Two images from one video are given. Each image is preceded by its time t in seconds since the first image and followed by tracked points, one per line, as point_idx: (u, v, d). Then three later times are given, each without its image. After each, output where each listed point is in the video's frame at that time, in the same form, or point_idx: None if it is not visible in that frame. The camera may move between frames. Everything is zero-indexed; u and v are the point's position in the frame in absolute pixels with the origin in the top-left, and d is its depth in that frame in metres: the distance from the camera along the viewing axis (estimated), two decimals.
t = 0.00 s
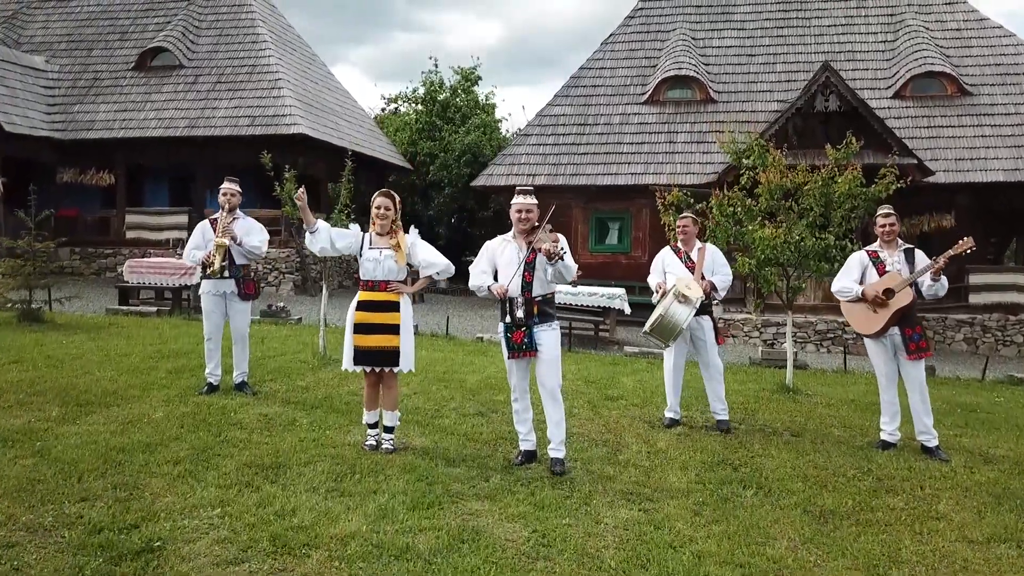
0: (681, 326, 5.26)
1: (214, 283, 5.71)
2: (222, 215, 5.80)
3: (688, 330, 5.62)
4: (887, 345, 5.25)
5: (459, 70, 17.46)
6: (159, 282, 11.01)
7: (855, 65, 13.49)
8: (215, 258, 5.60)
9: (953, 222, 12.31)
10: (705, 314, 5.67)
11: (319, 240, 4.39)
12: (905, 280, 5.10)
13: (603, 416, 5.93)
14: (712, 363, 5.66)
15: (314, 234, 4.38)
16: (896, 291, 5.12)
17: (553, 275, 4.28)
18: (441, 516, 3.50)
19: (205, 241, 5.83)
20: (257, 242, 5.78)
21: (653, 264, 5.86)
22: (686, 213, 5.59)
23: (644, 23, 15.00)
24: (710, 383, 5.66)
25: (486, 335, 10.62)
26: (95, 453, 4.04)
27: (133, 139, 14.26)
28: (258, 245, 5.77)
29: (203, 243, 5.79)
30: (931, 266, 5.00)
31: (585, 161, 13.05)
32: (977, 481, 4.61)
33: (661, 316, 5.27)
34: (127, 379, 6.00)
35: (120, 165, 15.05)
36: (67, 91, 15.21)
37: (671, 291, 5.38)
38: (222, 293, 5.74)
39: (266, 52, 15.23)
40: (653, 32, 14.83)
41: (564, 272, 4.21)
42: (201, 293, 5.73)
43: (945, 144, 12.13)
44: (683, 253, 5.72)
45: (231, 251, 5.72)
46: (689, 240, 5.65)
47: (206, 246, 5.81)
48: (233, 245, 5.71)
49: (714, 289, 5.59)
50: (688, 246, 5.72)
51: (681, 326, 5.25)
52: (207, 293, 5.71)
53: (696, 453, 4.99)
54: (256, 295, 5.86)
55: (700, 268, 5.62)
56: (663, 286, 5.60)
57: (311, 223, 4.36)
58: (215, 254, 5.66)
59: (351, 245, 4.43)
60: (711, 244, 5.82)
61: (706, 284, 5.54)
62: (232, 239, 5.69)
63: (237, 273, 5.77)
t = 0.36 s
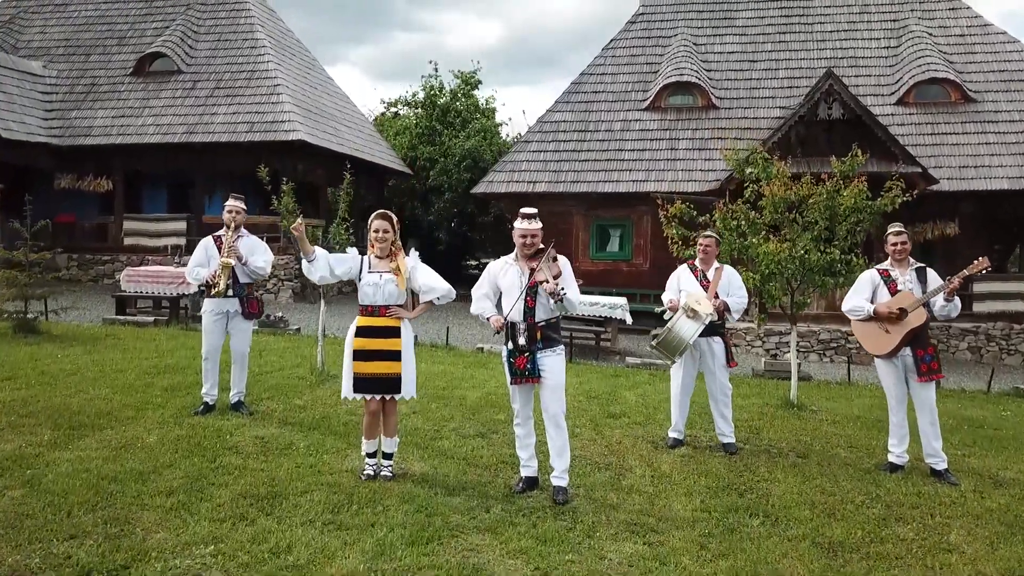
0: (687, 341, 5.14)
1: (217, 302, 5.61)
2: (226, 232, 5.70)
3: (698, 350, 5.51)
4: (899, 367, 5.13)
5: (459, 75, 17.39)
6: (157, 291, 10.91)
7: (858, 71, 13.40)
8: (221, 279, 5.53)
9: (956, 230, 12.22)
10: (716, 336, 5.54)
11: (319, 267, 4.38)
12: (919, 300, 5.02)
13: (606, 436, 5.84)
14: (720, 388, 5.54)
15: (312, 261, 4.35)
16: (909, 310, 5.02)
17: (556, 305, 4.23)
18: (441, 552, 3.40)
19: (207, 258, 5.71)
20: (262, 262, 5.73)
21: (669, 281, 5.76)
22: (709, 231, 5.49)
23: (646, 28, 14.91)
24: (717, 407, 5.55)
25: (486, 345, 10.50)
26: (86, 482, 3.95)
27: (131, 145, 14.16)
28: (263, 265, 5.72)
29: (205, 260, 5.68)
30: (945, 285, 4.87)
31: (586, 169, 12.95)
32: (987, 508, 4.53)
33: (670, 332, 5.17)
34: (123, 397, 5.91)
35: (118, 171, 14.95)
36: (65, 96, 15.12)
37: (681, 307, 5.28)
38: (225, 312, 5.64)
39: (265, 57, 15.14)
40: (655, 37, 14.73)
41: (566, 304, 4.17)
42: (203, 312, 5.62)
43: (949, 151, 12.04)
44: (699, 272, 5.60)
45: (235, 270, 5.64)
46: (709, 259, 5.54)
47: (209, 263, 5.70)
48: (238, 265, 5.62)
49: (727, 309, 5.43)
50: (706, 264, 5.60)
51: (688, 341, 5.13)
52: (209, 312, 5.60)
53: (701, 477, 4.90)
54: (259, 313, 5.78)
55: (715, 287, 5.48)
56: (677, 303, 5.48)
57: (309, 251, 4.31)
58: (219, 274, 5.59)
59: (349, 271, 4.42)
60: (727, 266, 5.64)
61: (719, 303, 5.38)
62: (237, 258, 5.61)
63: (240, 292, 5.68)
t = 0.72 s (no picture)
0: (701, 366, 5.01)
1: (220, 322, 5.53)
2: (227, 253, 5.69)
3: (713, 370, 5.41)
4: (914, 389, 5.04)
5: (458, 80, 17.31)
6: (154, 300, 10.81)
7: (860, 78, 13.32)
8: (230, 299, 5.44)
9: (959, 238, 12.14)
10: (735, 357, 5.46)
11: (319, 294, 4.34)
12: (934, 321, 4.89)
13: (608, 456, 5.77)
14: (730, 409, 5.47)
15: (312, 287, 4.32)
16: (923, 331, 4.91)
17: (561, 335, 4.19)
18: None
19: (207, 278, 5.62)
20: (264, 280, 5.77)
21: (691, 293, 5.71)
22: (741, 251, 5.37)
23: (647, 33, 14.82)
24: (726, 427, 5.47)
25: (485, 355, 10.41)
26: (77, 513, 3.87)
27: (129, 151, 14.08)
28: (266, 283, 5.77)
29: (206, 280, 5.60)
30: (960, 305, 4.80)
31: (587, 176, 12.88)
32: (996, 535, 4.45)
33: (683, 354, 5.07)
34: (118, 416, 5.84)
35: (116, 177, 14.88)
36: (63, 102, 15.05)
37: (698, 330, 5.15)
38: (227, 331, 5.57)
39: (264, 62, 15.07)
40: (656, 43, 14.65)
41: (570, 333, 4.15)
42: (206, 332, 5.54)
43: (952, 159, 11.95)
44: (723, 290, 5.52)
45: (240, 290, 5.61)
46: (734, 279, 5.42)
47: (209, 283, 5.63)
48: (244, 285, 5.61)
49: (747, 332, 5.33)
50: (730, 283, 5.49)
51: (704, 366, 5.01)
52: (211, 331, 5.52)
53: (704, 502, 4.82)
54: (262, 332, 5.72)
55: (736, 308, 5.37)
56: (694, 320, 5.40)
57: (315, 277, 4.30)
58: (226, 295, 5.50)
59: (350, 296, 4.37)
60: (751, 286, 5.55)
61: (740, 327, 5.26)
62: (243, 278, 5.61)
63: (244, 312, 5.61)
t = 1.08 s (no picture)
0: (703, 386, 4.96)
1: (219, 343, 5.50)
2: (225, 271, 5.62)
3: (717, 390, 5.39)
4: (931, 413, 4.97)
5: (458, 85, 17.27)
6: (152, 310, 10.76)
7: (861, 84, 13.26)
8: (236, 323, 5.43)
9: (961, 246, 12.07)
10: (738, 378, 5.41)
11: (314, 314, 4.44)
12: (952, 343, 4.86)
13: (609, 476, 5.72)
14: (732, 430, 5.43)
15: (306, 308, 4.43)
16: (941, 354, 4.87)
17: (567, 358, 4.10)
18: None
19: (205, 296, 5.51)
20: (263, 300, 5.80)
21: (695, 311, 5.64)
22: (748, 271, 5.34)
23: (647, 39, 14.76)
24: (728, 447, 5.44)
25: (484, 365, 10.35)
26: (70, 543, 3.81)
27: (127, 158, 14.04)
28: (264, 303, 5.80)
29: (204, 298, 5.49)
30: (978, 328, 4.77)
31: (587, 184, 12.82)
32: (1002, 562, 4.38)
33: (685, 373, 5.01)
34: (113, 435, 5.77)
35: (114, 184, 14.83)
36: (61, 108, 15.00)
37: (700, 349, 5.10)
38: (225, 350, 5.53)
39: (263, 69, 15.02)
40: (656, 49, 14.59)
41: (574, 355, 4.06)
42: (202, 349, 5.51)
43: (954, 167, 11.89)
44: (728, 308, 5.46)
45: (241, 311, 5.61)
46: (740, 298, 5.38)
47: (207, 302, 5.52)
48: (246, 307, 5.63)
49: (750, 352, 5.28)
50: (736, 302, 5.45)
51: (706, 386, 4.96)
52: (208, 351, 5.49)
53: (706, 526, 4.76)
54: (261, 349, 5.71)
55: (741, 328, 5.32)
56: (697, 338, 5.35)
57: (304, 300, 4.40)
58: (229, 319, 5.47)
59: (344, 317, 4.40)
60: (757, 305, 5.50)
61: (744, 348, 5.23)
62: (247, 301, 5.63)
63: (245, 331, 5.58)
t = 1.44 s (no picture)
0: (705, 409, 4.92)
1: (217, 364, 5.47)
2: (224, 292, 5.60)
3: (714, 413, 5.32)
4: (943, 436, 4.94)
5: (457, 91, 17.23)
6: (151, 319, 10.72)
7: (862, 91, 13.22)
8: (237, 346, 5.41)
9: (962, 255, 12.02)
10: (735, 399, 5.37)
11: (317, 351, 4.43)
12: (966, 367, 4.80)
13: (609, 496, 5.67)
14: (731, 452, 5.37)
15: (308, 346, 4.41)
16: (954, 379, 4.82)
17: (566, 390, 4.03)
18: None
19: (202, 316, 5.47)
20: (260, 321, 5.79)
21: (688, 330, 5.60)
22: (734, 286, 5.32)
23: (647, 46, 14.73)
24: (727, 469, 5.39)
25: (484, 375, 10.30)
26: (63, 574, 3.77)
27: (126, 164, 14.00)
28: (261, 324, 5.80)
29: (202, 319, 5.46)
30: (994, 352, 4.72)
31: (587, 191, 12.78)
32: None
33: (687, 398, 4.96)
34: (109, 455, 5.73)
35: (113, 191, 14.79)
36: (60, 114, 14.96)
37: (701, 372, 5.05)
38: (220, 370, 5.50)
39: (262, 75, 14.99)
40: (656, 55, 14.55)
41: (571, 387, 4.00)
42: (198, 368, 5.47)
43: (955, 175, 11.84)
44: (723, 328, 5.40)
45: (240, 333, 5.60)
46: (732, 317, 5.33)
47: (204, 322, 5.48)
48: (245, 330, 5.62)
49: (748, 371, 5.25)
50: (730, 320, 5.40)
51: (707, 410, 4.92)
52: (203, 371, 5.46)
53: (707, 551, 4.72)
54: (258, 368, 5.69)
55: (737, 347, 5.28)
56: (693, 359, 5.34)
57: (303, 338, 4.38)
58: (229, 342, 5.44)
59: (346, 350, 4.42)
60: (750, 320, 5.48)
61: (739, 366, 5.20)
62: (246, 324, 5.62)
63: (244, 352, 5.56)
